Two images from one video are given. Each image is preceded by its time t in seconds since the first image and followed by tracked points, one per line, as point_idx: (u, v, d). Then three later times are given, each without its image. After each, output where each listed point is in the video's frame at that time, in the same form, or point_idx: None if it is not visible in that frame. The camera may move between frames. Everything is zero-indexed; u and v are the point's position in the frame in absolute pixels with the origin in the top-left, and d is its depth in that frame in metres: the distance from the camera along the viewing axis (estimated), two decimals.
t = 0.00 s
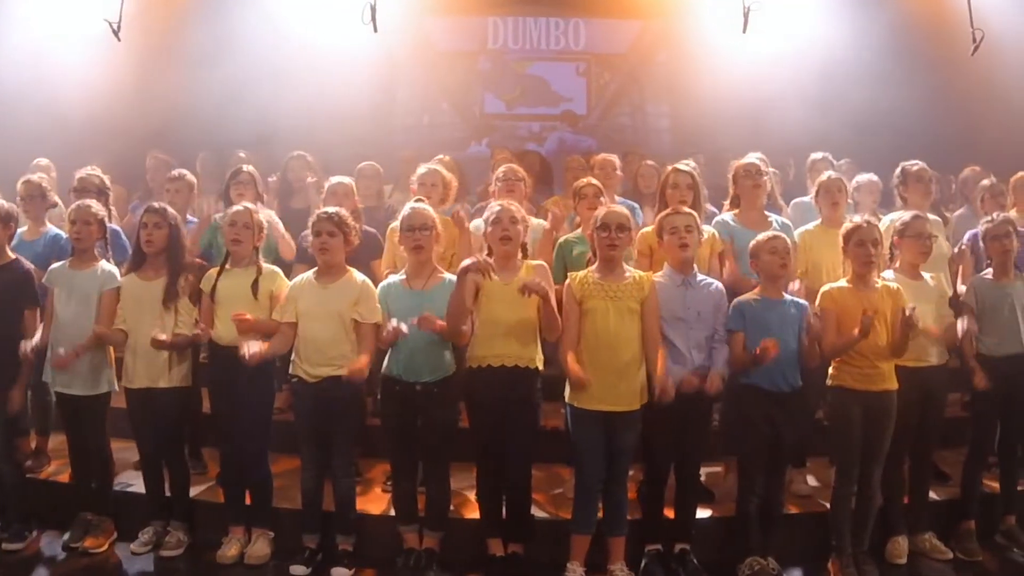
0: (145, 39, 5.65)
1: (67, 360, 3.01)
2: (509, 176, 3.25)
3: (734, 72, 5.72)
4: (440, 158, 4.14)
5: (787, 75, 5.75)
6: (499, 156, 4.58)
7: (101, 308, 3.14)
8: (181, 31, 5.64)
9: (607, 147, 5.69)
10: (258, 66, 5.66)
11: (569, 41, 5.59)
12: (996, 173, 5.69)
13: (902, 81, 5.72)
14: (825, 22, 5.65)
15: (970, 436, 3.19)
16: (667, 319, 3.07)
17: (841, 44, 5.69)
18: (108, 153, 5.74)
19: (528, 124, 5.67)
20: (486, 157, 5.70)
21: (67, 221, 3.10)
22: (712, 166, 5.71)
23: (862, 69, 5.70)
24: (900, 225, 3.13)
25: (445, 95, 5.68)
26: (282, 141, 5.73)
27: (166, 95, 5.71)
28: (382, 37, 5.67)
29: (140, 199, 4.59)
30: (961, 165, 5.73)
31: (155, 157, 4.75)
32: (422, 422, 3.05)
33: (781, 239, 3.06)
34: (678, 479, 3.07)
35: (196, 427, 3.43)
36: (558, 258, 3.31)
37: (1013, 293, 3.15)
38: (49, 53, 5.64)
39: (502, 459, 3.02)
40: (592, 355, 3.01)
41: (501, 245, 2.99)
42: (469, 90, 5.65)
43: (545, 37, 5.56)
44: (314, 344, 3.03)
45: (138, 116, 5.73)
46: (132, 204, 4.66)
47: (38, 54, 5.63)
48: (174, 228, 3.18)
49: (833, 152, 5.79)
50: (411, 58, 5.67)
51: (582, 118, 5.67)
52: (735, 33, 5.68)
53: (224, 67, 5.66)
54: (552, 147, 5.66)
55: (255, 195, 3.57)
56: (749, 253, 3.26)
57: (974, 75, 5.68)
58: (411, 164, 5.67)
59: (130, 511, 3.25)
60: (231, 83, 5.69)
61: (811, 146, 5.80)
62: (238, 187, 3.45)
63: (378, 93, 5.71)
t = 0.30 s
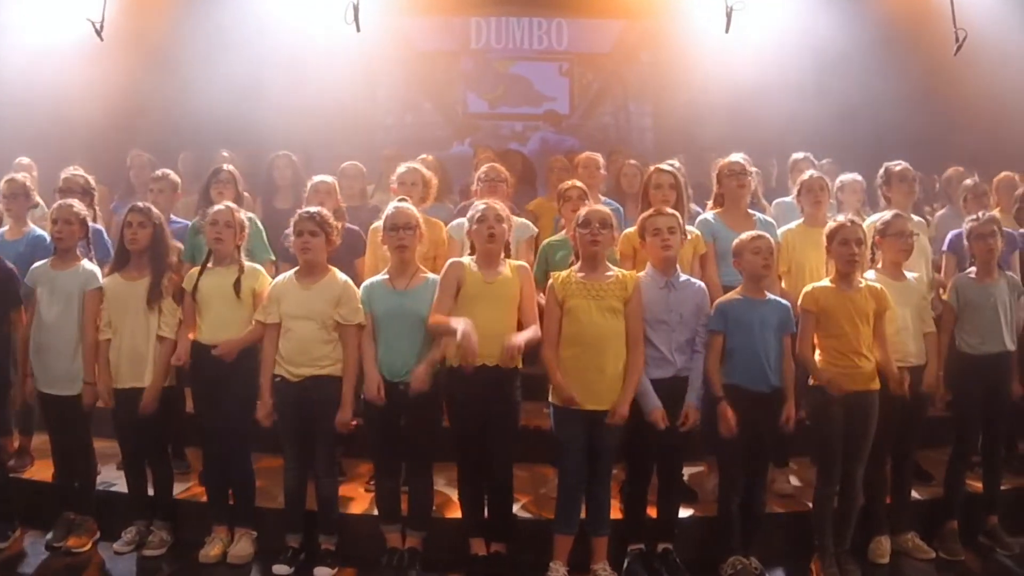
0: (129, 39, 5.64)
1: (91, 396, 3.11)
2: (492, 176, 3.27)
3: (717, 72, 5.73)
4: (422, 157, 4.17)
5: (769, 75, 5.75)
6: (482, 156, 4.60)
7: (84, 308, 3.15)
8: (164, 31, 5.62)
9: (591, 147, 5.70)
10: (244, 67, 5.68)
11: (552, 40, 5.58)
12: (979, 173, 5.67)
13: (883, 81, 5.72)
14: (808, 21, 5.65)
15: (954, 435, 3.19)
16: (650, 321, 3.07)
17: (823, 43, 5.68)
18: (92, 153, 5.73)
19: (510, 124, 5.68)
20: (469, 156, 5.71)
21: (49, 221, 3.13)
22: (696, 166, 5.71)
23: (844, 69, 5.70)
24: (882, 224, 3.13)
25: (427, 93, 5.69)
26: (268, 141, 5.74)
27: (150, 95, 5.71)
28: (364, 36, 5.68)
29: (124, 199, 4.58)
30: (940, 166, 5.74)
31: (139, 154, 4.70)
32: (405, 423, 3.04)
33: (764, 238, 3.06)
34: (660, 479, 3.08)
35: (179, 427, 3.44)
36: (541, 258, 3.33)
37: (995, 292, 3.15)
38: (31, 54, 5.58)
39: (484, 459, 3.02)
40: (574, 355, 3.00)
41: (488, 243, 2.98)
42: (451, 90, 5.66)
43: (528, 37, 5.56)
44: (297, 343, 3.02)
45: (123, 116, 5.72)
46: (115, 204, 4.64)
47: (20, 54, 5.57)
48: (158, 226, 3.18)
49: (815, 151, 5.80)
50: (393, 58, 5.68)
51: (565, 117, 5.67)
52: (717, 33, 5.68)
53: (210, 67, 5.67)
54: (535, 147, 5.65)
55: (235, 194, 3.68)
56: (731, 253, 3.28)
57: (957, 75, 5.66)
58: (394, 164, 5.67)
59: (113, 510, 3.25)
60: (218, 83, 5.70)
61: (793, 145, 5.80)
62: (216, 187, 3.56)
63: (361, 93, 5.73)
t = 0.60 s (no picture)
0: (111, 38, 5.60)
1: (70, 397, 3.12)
2: (473, 177, 3.31)
3: (700, 73, 5.77)
4: (404, 158, 4.18)
5: (751, 77, 5.78)
6: (465, 156, 4.61)
7: (67, 308, 3.15)
8: (148, 31, 5.59)
9: (574, 147, 5.70)
10: (230, 69, 5.69)
11: (535, 40, 5.58)
12: (964, 172, 5.61)
13: (867, 81, 5.72)
14: (790, 22, 5.67)
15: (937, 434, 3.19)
16: (633, 320, 3.07)
17: (804, 44, 5.70)
18: (74, 153, 5.68)
19: (493, 124, 5.69)
20: (452, 157, 5.67)
21: (33, 221, 3.14)
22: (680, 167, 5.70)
23: (826, 69, 5.70)
24: (865, 224, 3.14)
25: (409, 93, 5.68)
26: (252, 142, 5.76)
27: (134, 95, 5.68)
28: (347, 35, 5.68)
29: (107, 201, 4.48)
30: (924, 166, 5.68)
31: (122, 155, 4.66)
32: (388, 423, 3.05)
33: (747, 239, 3.06)
34: (643, 478, 3.08)
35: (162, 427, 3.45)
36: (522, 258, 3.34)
37: (977, 292, 3.15)
38: (12, 53, 5.52)
39: (465, 458, 3.02)
40: (558, 356, 3.00)
41: (474, 246, 2.96)
42: (434, 90, 5.65)
43: (510, 37, 5.57)
44: (280, 344, 3.02)
45: (105, 115, 5.69)
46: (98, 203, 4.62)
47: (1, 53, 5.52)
48: (143, 226, 3.18)
49: (796, 151, 5.81)
50: (375, 57, 5.67)
51: (548, 117, 5.68)
52: (700, 34, 5.71)
53: (196, 69, 5.67)
54: (518, 146, 5.68)
55: (219, 193, 3.71)
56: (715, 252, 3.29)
57: (940, 74, 5.62)
58: (376, 163, 5.66)
59: (97, 510, 3.26)
60: (203, 85, 5.71)
61: (774, 145, 5.82)
62: (201, 185, 3.58)
63: (344, 92, 5.73)
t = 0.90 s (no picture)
0: (94, 38, 5.61)
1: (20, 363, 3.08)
2: (457, 177, 3.36)
3: (683, 74, 5.77)
4: (387, 157, 4.18)
5: (733, 76, 5.79)
6: (449, 155, 4.63)
7: (51, 307, 3.15)
8: (131, 31, 5.61)
9: (556, 147, 5.69)
10: (212, 70, 5.68)
11: (517, 40, 5.60)
12: (945, 173, 5.64)
13: (849, 80, 5.72)
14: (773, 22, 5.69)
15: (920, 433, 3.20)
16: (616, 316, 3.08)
17: (784, 43, 5.72)
18: (56, 154, 5.65)
19: (476, 124, 5.65)
20: (434, 156, 5.67)
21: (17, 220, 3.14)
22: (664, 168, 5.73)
23: (809, 69, 5.72)
24: (850, 224, 3.13)
25: (393, 93, 5.64)
26: (234, 141, 5.74)
27: (115, 95, 5.66)
28: (330, 35, 5.68)
29: (93, 200, 4.48)
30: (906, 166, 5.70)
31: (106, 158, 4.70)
32: (371, 423, 3.04)
33: (730, 240, 3.07)
34: (627, 478, 3.08)
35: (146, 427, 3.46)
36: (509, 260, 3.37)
37: (961, 292, 3.14)
38: None
39: (448, 457, 3.02)
40: (541, 352, 3.01)
41: (453, 246, 2.98)
42: (417, 90, 5.61)
43: (494, 37, 5.58)
44: (262, 343, 3.02)
45: (86, 115, 5.66)
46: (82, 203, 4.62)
47: None
48: (126, 226, 3.19)
49: (779, 151, 5.82)
50: (358, 56, 5.66)
51: (530, 117, 5.66)
52: (682, 33, 5.73)
53: (177, 70, 5.65)
54: (500, 147, 5.64)
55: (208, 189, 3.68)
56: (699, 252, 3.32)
57: (923, 75, 5.67)
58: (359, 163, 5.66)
59: (80, 509, 3.27)
60: (185, 86, 5.69)
61: (756, 146, 5.83)
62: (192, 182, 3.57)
63: (327, 92, 5.72)
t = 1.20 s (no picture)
0: (77, 38, 5.62)
1: None
2: (440, 179, 3.39)
3: (668, 73, 5.76)
4: (372, 158, 4.20)
5: (717, 75, 5.76)
6: (432, 156, 4.64)
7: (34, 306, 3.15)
8: (114, 31, 5.60)
9: (539, 146, 5.69)
10: (193, 71, 5.65)
11: (500, 40, 5.60)
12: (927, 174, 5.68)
13: (831, 80, 5.73)
14: (756, 22, 5.67)
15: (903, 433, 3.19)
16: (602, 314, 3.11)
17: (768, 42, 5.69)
18: (41, 154, 5.67)
19: (459, 124, 5.66)
20: (417, 156, 5.67)
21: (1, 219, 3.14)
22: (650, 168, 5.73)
23: (791, 70, 5.71)
24: (835, 224, 3.13)
25: (376, 94, 5.65)
26: (218, 141, 5.73)
27: (99, 96, 5.67)
28: (313, 35, 5.68)
29: (77, 198, 4.50)
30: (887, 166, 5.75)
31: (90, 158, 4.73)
32: (353, 422, 3.05)
33: (714, 241, 3.06)
34: (610, 478, 3.08)
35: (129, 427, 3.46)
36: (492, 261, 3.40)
37: (944, 291, 3.16)
38: None
39: (430, 457, 3.02)
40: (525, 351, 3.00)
41: (429, 248, 2.98)
42: (401, 90, 5.63)
43: (476, 37, 5.58)
44: (244, 343, 3.02)
45: (71, 115, 5.68)
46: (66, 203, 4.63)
47: None
48: (110, 226, 3.19)
49: (763, 151, 5.79)
50: (341, 56, 5.65)
51: (513, 118, 5.66)
52: (665, 33, 5.72)
53: (159, 70, 5.63)
54: (483, 146, 5.64)
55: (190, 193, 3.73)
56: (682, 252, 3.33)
57: (904, 75, 5.70)
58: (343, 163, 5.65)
59: (62, 510, 3.27)
60: (166, 87, 5.67)
61: (741, 145, 5.81)
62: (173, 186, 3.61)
63: (310, 92, 5.70)
